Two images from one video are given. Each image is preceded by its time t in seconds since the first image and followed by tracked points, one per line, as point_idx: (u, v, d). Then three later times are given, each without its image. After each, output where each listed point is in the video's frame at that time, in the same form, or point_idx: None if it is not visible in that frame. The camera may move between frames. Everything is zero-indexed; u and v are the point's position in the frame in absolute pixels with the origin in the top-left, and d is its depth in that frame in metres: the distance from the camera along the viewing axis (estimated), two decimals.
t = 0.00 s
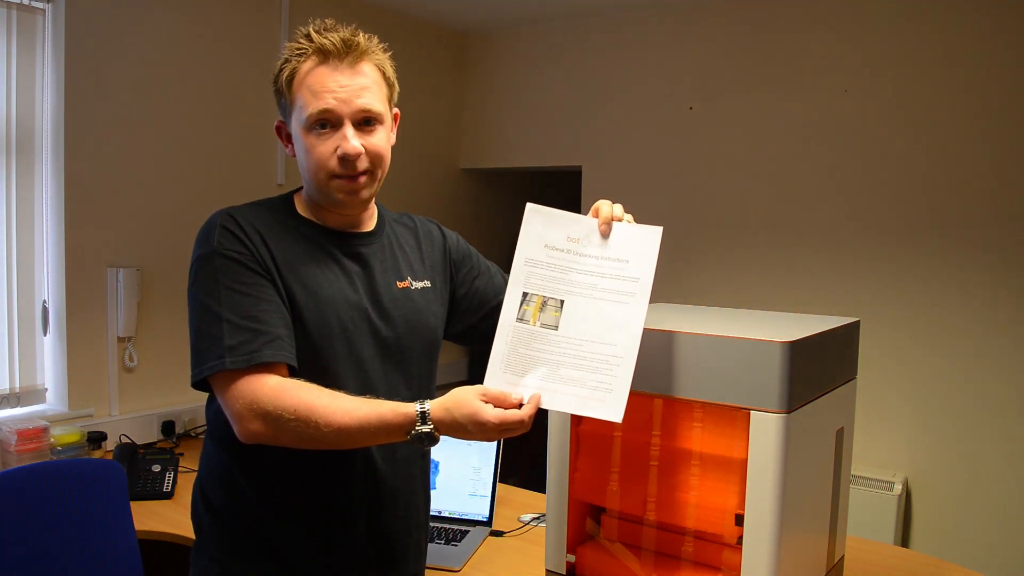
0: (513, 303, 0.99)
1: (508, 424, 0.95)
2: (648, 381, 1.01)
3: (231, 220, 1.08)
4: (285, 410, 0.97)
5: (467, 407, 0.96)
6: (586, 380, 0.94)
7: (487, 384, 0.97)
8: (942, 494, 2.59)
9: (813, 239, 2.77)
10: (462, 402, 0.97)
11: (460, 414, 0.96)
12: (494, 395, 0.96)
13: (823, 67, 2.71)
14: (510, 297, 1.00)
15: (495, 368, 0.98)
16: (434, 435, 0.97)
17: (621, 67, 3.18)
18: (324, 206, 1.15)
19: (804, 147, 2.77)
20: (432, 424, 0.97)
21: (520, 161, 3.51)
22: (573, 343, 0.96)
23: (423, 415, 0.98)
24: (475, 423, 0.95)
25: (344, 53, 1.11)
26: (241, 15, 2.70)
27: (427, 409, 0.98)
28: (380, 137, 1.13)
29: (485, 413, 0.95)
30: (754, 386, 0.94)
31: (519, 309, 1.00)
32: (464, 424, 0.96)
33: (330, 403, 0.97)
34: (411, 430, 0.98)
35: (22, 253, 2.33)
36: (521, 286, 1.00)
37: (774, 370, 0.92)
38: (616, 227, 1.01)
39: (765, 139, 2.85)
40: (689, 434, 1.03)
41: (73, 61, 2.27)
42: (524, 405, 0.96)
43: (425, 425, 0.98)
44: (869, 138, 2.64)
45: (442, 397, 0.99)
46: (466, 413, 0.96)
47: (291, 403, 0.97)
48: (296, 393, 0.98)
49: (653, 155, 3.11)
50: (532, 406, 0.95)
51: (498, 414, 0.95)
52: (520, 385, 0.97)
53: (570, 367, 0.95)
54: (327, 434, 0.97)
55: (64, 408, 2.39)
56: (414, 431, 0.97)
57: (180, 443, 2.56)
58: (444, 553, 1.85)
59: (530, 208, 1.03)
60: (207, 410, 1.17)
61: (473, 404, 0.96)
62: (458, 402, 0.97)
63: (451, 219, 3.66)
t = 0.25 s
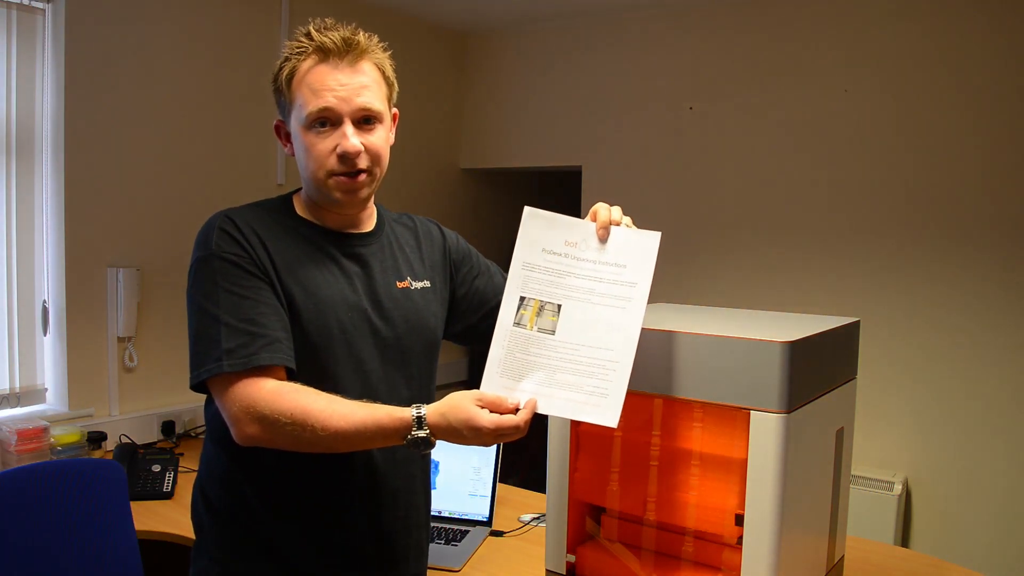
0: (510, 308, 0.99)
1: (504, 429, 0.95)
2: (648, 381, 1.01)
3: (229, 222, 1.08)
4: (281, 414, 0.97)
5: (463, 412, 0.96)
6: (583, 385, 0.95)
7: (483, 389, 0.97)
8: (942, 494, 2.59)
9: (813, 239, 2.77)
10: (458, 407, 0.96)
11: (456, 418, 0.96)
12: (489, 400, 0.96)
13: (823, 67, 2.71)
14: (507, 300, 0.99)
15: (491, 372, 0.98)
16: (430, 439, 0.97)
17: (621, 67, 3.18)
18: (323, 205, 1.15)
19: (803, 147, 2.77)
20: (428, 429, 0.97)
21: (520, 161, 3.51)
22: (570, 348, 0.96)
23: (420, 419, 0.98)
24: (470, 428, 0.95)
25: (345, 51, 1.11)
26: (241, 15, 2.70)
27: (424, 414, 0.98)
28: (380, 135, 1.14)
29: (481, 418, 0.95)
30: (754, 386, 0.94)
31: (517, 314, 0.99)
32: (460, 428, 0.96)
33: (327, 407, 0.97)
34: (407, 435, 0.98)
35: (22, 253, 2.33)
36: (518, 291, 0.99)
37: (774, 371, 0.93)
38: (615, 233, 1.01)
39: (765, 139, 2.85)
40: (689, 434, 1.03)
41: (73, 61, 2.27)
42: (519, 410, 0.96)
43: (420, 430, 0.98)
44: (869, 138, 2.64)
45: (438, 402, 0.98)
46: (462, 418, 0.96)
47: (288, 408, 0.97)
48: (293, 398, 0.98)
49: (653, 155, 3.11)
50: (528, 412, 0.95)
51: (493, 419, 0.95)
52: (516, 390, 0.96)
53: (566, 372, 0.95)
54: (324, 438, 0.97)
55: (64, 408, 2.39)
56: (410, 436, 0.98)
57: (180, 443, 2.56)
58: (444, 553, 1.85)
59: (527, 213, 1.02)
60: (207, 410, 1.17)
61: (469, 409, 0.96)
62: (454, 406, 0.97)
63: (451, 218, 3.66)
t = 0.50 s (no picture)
0: (509, 309, 0.99)
1: (503, 431, 0.95)
2: (648, 381, 1.01)
3: (227, 223, 1.08)
4: (280, 415, 0.97)
5: (462, 413, 0.96)
6: (582, 387, 0.95)
7: (483, 391, 0.97)
8: (942, 494, 2.59)
9: (813, 239, 2.77)
10: (456, 409, 0.97)
11: (454, 420, 0.97)
12: (489, 402, 0.96)
13: (823, 67, 2.71)
14: (505, 302, 0.99)
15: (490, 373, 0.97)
16: (429, 441, 0.97)
17: (621, 67, 3.18)
18: (321, 205, 1.15)
19: (803, 147, 2.77)
20: (426, 431, 0.98)
21: (520, 161, 3.51)
22: (569, 349, 0.96)
23: (418, 421, 0.98)
24: (469, 430, 0.95)
25: (341, 51, 1.11)
26: (241, 15, 2.70)
27: (422, 416, 0.99)
28: (377, 135, 1.13)
29: (480, 420, 0.95)
30: (754, 386, 0.94)
31: (515, 315, 0.99)
32: (458, 430, 0.96)
33: (325, 408, 0.97)
34: (406, 437, 0.99)
35: (22, 253, 2.33)
36: (517, 292, 0.99)
37: (774, 370, 0.92)
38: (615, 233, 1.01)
39: (765, 139, 2.85)
40: (689, 434, 1.03)
41: (73, 61, 2.27)
42: (519, 412, 0.96)
43: (419, 432, 0.98)
44: (869, 138, 2.64)
45: (437, 403, 0.99)
46: (460, 419, 0.96)
47: (286, 408, 0.97)
48: (292, 398, 0.98)
49: (653, 155, 3.12)
50: (527, 413, 0.95)
51: (492, 421, 0.95)
52: (516, 392, 0.96)
53: (565, 373, 0.95)
54: (323, 439, 0.97)
55: (64, 408, 2.39)
56: (409, 437, 0.98)
57: (180, 443, 2.56)
58: (444, 554, 1.85)
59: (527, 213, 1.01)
60: (207, 410, 1.17)
61: (468, 411, 0.96)
62: (453, 408, 0.97)
63: (451, 218, 3.65)
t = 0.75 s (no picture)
0: (509, 310, 0.99)
1: (502, 432, 0.95)
2: (647, 381, 1.01)
3: (226, 224, 1.08)
4: (279, 415, 0.97)
5: (461, 414, 0.96)
6: (581, 387, 0.95)
7: (482, 392, 0.97)
8: (942, 494, 2.59)
9: (814, 240, 2.77)
10: (456, 409, 0.97)
11: (453, 420, 0.96)
12: (488, 403, 0.96)
13: (823, 67, 2.71)
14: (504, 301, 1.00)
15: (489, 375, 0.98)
16: (428, 442, 0.97)
17: (622, 67, 3.18)
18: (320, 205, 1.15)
19: (803, 147, 2.77)
20: (426, 432, 0.98)
21: (520, 161, 3.51)
22: (569, 349, 0.96)
23: (416, 422, 0.98)
24: (468, 431, 0.95)
25: (339, 50, 1.11)
26: (241, 15, 2.70)
27: (421, 417, 0.99)
28: (376, 134, 1.13)
29: (479, 420, 0.95)
30: (754, 386, 0.94)
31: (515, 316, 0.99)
32: (456, 431, 0.96)
33: (324, 409, 0.97)
34: (405, 437, 0.98)
35: (22, 253, 2.33)
36: (516, 292, 1.00)
37: (774, 371, 0.92)
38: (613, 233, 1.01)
39: (765, 139, 2.85)
40: (689, 434, 1.03)
41: (73, 61, 2.27)
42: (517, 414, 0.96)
43: (419, 433, 0.98)
44: (869, 138, 2.64)
45: (436, 404, 0.99)
46: (459, 420, 0.96)
47: (286, 409, 0.97)
48: (291, 399, 0.98)
49: (653, 155, 3.12)
50: (526, 414, 0.95)
51: (492, 422, 0.95)
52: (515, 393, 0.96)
53: (564, 373, 0.96)
54: (323, 440, 0.97)
55: (64, 407, 2.39)
56: (407, 439, 0.98)
57: (180, 443, 2.56)
58: (444, 554, 1.85)
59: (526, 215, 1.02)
60: (206, 410, 1.17)
61: (467, 411, 0.96)
62: (452, 408, 0.97)
63: (451, 218, 3.65)
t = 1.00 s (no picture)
0: (508, 311, 0.99)
1: (501, 433, 0.95)
2: (647, 381, 1.01)
3: (226, 224, 1.08)
4: (278, 416, 0.97)
5: (460, 415, 0.96)
6: (581, 388, 0.94)
7: (482, 392, 0.97)
8: (942, 493, 2.59)
9: (814, 240, 2.77)
10: (455, 409, 0.97)
11: (452, 420, 0.96)
12: (488, 403, 0.96)
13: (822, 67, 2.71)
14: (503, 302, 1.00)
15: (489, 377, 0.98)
16: (427, 442, 0.98)
17: (622, 66, 3.18)
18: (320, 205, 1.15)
19: (803, 147, 2.77)
20: (425, 432, 0.98)
21: (520, 161, 3.51)
22: (568, 350, 0.96)
23: (416, 423, 0.98)
24: (468, 432, 0.95)
25: (339, 50, 1.11)
26: (241, 15, 2.70)
27: (420, 417, 0.98)
28: (375, 134, 1.13)
29: (478, 421, 0.95)
30: (754, 386, 0.94)
31: (514, 317, 0.99)
32: (455, 431, 0.96)
33: (324, 409, 0.97)
34: (405, 437, 0.98)
35: (22, 253, 2.33)
36: (515, 293, 1.00)
37: (774, 371, 0.92)
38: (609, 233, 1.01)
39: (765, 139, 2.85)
40: (689, 434, 1.03)
41: (73, 61, 2.27)
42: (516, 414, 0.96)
43: (418, 433, 0.98)
44: (869, 138, 2.64)
45: (435, 404, 0.99)
46: (459, 421, 0.96)
47: (285, 410, 0.97)
48: (290, 399, 0.98)
49: (653, 155, 3.11)
50: (525, 414, 0.95)
51: (491, 422, 0.95)
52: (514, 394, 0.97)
53: (564, 374, 0.95)
54: (322, 440, 0.97)
55: (64, 407, 2.39)
56: (406, 440, 0.98)
57: (180, 443, 2.56)
58: (444, 554, 1.85)
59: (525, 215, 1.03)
60: (206, 410, 1.17)
61: (467, 411, 0.96)
62: (451, 408, 0.97)
63: (451, 218, 3.65)
